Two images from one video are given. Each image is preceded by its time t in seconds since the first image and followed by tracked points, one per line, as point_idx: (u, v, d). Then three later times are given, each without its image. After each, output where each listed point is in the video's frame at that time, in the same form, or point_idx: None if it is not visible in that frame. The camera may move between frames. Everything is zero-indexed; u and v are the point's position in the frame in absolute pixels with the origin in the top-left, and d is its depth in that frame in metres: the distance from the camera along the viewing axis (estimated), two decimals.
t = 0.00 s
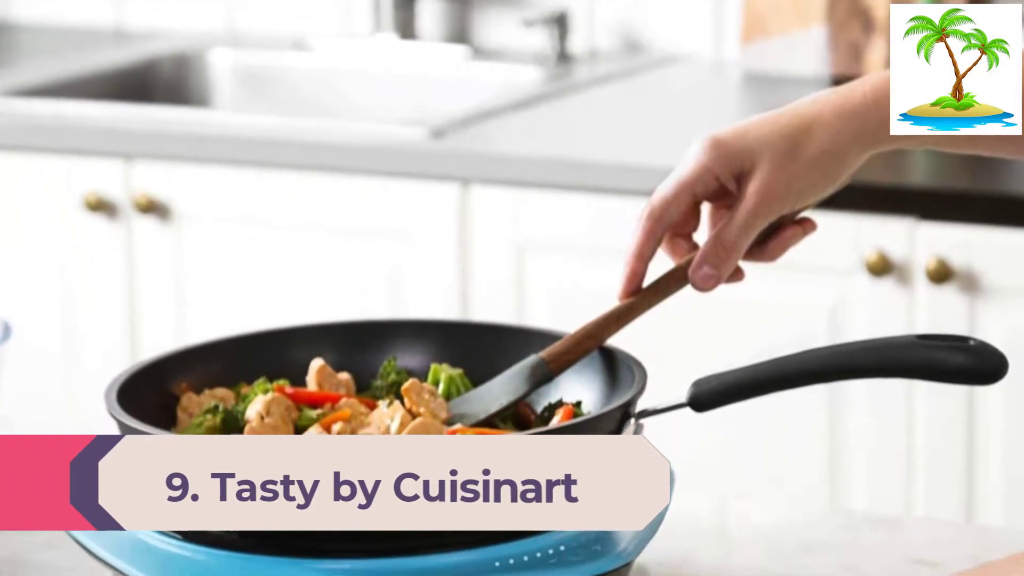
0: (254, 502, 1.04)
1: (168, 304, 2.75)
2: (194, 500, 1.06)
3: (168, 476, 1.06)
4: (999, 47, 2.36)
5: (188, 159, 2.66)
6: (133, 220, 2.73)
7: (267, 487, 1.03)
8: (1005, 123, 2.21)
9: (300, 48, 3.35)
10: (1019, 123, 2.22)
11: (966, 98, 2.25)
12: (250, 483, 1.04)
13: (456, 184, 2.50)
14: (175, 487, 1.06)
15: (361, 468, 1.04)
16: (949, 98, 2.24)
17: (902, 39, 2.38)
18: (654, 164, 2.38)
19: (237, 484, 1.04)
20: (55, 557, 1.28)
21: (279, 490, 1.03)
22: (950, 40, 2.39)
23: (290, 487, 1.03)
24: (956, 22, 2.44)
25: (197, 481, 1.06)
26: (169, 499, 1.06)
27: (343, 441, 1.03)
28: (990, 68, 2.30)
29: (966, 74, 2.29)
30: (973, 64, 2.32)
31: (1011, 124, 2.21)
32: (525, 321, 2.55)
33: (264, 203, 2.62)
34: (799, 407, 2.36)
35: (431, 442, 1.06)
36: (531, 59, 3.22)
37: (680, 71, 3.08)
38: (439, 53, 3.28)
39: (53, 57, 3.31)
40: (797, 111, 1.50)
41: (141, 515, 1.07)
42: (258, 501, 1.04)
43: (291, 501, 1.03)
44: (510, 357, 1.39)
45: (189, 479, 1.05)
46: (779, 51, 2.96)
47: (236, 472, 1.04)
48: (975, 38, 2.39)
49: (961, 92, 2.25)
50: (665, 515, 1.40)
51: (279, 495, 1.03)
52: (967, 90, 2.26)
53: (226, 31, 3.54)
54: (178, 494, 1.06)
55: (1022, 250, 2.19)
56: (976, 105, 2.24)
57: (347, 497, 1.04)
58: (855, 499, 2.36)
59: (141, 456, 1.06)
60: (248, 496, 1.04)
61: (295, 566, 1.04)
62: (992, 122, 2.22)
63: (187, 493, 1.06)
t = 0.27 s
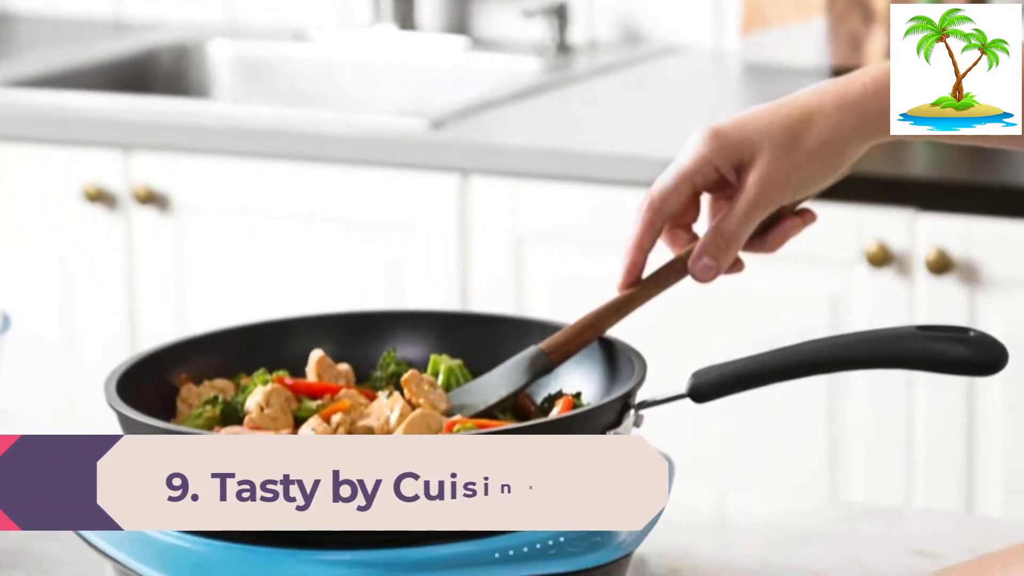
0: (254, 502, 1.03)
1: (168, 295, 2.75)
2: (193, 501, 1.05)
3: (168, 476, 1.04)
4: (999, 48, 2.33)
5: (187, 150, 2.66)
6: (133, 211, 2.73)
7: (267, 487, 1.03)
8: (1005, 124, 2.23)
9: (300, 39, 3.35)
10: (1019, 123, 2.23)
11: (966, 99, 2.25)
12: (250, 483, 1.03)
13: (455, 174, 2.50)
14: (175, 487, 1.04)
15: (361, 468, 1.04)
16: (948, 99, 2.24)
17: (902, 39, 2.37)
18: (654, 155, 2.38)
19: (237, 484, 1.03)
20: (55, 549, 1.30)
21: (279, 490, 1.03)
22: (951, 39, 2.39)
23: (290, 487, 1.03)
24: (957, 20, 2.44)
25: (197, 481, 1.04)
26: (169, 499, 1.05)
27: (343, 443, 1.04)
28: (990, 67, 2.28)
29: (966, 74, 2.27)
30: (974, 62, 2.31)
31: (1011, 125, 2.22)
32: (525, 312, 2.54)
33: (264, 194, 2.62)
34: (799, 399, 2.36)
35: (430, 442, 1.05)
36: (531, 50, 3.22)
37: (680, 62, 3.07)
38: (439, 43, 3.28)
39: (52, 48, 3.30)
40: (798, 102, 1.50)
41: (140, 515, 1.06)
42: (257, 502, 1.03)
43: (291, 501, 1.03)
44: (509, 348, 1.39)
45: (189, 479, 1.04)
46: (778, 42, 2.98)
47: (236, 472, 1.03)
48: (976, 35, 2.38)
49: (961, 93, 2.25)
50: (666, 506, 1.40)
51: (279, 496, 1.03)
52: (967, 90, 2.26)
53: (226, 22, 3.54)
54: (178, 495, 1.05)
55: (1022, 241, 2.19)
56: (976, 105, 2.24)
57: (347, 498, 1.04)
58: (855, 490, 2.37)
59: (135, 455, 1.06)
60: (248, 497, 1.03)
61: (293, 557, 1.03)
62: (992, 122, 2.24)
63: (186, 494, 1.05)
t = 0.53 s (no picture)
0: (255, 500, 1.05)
1: (168, 285, 2.75)
2: (194, 502, 1.06)
3: (168, 476, 1.06)
4: (1001, 46, 2.17)
5: (186, 141, 2.65)
6: (132, 202, 2.73)
7: (267, 486, 1.04)
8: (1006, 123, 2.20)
9: (299, 29, 3.34)
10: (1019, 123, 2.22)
11: (966, 99, 2.18)
12: (250, 484, 1.04)
13: (455, 165, 2.49)
14: (175, 487, 1.06)
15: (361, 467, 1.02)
16: (949, 98, 2.14)
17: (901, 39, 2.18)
18: (654, 146, 2.37)
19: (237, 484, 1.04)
20: (54, 540, 1.30)
21: (279, 488, 1.04)
22: (949, 40, 2.23)
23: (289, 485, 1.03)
24: (955, 20, 2.26)
25: (197, 483, 1.05)
26: (169, 500, 1.06)
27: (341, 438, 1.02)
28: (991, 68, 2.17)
29: (966, 74, 2.17)
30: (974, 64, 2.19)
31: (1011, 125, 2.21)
32: (525, 303, 2.54)
33: (263, 184, 2.62)
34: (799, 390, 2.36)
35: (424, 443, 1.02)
36: (531, 40, 3.21)
37: (679, 52, 3.07)
38: (438, 33, 3.27)
39: (51, 39, 3.30)
40: (798, 93, 1.50)
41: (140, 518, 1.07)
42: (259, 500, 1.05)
43: (292, 497, 1.04)
44: (508, 338, 1.39)
45: (188, 479, 1.05)
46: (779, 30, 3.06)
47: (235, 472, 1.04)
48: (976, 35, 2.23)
49: (961, 92, 2.17)
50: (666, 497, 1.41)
51: (279, 493, 1.04)
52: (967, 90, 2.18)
53: (225, 12, 3.53)
54: (178, 495, 1.06)
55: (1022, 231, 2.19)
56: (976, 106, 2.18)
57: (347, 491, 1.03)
58: (855, 481, 2.37)
59: (127, 455, 1.05)
60: (249, 495, 1.05)
61: (294, 547, 1.06)
62: (992, 122, 2.20)
63: (186, 494, 1.06)
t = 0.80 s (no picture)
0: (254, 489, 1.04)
1: (167, 275, 2.75)
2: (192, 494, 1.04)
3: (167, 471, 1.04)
4: (1001, 45, 2.12)
5: (185, 132, 2.65)
6: (130, 192, 2.73)
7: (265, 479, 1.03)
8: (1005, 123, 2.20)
9: (298, 21, 3.34)
10: (1019, 124, 2.22)
11: (966, 99, 2.14)
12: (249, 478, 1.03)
13: (454, 155, 2.49)
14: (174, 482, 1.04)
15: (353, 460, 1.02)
16: (949, 98, 2.11)
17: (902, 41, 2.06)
18: (654, 136, 2.37)
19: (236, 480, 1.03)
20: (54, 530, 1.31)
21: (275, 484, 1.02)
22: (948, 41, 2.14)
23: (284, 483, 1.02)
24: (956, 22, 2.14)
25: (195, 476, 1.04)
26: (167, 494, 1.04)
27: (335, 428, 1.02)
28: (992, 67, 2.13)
29: (967, 74, 2.12)
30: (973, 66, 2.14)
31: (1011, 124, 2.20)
32: (524, 293, 2.54)
33: (262, 174, 2.62)
34: (799, 379, 2.36)
35: (418, 429, 1.02)
36: (530, 31, 3.21)
37: (678, 42, 3.07)
38: (437, 24, 3.27)
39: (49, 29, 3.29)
40: (797, 82, 1.50)
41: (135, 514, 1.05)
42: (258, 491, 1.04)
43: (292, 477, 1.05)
44: (507, 329, 1.39)
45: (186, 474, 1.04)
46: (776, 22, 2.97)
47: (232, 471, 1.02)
48: (974, 37, 2.13)
49: (962, 92, 2.13)
50: (666, 488, 1.41)
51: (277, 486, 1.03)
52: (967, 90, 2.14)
53: (224, 2, 3.52)
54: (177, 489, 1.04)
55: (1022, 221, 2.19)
56: (975, 106, 2.16)
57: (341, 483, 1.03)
58: (855, 471, 2.37)
59: (140, 458, 0.97)
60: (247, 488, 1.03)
61: (294, 539, 1.06)
62: (993, 122, 2.19)
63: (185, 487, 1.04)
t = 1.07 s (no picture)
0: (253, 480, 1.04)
1: (166, 264, 2.74)
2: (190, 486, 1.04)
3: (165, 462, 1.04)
4: (1000, 46, 2.17)
5: (184, 121, 2.65)
6: (130, 181, 2.72)
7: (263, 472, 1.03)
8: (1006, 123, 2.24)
9: (298, 10, 3.33)
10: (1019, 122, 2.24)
11: (966, 99, 2.19)
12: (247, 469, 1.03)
13: (453, 144, 2.49)
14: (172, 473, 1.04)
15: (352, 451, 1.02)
16: (949, 98, 2.17)
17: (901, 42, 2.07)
18: (653, 126, 2.37)
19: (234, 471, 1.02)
20: (53, 519, 1.31)
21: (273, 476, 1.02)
22: (947, 40, 2.18)
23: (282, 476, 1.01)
24: (955, 22, 2.19)
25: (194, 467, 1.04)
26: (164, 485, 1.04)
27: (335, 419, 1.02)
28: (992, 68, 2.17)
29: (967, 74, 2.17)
30: (973, 65, 2.17)
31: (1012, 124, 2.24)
32: (524, 282, 2.54)
33: (261, 163, 2.62)
34: (799, 369, 2.36)
35: (417, 420, 1.02)
36: (530, 20, 3.21)
37: (677, 32, 3.06)
38: (437, 13, 3.26)
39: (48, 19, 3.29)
40: (796, 71, 1.50)
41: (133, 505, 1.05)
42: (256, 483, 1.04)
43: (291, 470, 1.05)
44: (506, 319, 1.39)
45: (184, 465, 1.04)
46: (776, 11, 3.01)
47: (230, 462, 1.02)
48: (974, 37, 2.16)
49: (961, 93, 2.18)
50: (665, 478, 1.41)
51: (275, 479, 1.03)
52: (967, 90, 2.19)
53: None
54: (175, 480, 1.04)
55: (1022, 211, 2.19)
56: (976, 106, 2.20)
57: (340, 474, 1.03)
58: (856, 460, 2.37)
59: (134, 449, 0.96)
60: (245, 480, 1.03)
61: (294, 529, 1.06)
62: (992, 122, 2.23)
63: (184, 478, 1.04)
